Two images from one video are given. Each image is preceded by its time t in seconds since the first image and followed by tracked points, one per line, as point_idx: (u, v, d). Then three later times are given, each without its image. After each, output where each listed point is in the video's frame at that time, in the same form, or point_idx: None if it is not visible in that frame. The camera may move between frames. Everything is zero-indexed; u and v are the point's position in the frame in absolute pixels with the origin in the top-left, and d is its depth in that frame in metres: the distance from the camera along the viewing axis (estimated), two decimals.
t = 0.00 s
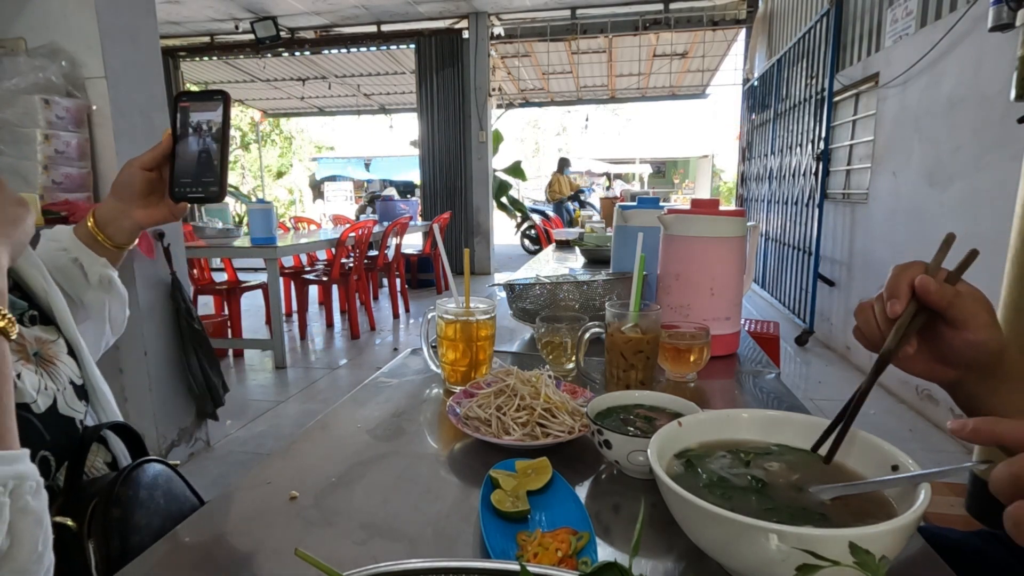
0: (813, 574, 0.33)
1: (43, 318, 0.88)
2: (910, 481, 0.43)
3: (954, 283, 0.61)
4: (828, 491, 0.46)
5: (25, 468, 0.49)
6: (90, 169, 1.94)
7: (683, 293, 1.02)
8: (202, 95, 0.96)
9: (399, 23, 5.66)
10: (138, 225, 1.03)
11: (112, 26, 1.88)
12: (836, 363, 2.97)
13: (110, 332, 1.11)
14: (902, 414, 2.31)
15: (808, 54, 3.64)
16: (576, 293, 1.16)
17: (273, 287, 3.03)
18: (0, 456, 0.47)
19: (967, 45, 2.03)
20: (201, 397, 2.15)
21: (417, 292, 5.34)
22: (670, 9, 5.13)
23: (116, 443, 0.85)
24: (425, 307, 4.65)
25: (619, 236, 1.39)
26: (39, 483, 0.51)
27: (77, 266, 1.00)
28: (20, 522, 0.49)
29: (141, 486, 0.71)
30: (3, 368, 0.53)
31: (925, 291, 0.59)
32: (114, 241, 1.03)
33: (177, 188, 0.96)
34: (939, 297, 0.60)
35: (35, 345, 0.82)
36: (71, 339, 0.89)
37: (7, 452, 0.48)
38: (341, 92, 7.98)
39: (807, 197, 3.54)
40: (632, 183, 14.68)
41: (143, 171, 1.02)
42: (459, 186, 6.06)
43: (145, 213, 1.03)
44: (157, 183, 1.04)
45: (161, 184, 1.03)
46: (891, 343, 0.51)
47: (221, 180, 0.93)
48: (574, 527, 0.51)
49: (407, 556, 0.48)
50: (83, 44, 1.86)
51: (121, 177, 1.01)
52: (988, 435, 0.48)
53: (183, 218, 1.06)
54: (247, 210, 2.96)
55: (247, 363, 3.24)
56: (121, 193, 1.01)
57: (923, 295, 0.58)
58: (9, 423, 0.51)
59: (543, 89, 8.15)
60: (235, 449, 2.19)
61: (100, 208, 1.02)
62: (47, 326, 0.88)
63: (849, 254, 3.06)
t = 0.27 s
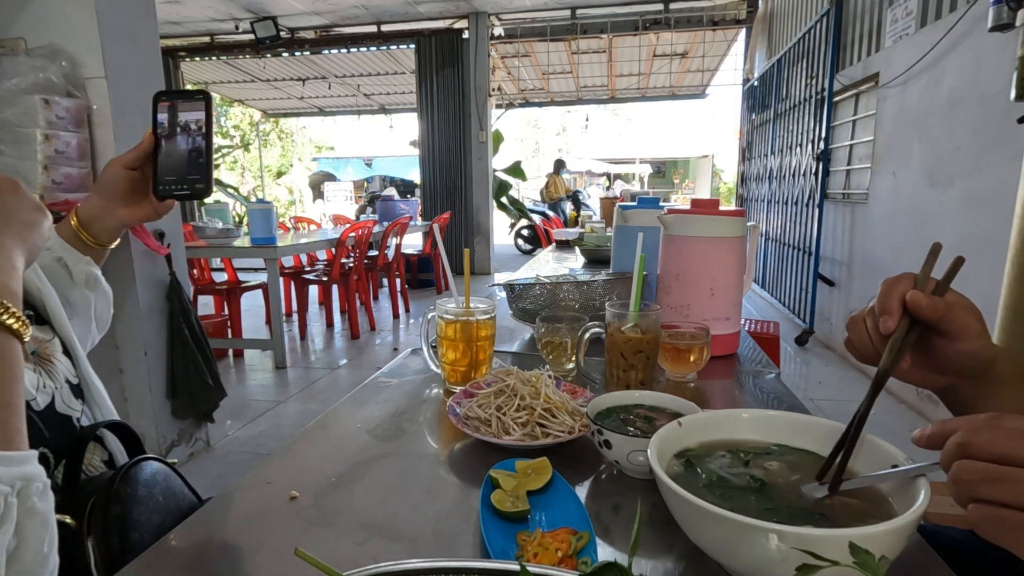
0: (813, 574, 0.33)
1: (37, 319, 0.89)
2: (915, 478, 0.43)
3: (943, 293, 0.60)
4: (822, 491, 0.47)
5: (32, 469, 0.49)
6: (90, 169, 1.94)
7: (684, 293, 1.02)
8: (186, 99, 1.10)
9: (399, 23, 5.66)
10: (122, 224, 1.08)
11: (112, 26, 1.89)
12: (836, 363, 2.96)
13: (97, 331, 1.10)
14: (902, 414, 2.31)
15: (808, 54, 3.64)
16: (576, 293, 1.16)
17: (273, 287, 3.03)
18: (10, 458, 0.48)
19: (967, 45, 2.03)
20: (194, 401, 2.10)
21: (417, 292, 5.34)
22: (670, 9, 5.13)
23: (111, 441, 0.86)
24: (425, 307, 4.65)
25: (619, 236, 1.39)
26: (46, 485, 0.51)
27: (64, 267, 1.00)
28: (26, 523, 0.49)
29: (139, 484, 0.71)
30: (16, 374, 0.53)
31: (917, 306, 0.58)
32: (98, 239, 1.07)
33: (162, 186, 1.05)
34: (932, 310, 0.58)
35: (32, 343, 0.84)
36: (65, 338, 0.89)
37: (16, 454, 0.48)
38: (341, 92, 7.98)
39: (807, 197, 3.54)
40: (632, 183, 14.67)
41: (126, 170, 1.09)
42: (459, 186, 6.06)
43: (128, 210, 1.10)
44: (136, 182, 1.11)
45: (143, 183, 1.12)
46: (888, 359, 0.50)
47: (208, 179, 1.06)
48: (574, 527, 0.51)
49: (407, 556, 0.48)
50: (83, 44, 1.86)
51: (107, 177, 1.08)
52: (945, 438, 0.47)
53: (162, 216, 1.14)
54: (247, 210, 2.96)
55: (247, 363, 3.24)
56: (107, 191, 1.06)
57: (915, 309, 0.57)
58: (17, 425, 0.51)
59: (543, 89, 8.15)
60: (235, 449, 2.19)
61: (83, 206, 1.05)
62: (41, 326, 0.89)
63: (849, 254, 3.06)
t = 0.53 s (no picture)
0: (812, 573, 0.33)
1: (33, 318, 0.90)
2: (919, 483, 0.43)
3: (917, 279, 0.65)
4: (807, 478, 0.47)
5: (35, 470, 0.49)
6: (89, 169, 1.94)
7: (684, 293, 1.02)
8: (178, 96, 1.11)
9: (399, 23, 5.66)
10: (111, 221, 1.09)
11: (112, 26, 1.89)
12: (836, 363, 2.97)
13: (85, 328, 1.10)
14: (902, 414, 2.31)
15: (808, 54, 3.64)
16: (576, 293, 1.16)
17: (273, 286, 3.03)
18: (13, 458, 0.48)
19: (967, 45, 2.03)
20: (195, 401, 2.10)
21: (417, 292, 5.35)
22: (670, 9, 5.13)
23: (109, 440, 0.86)
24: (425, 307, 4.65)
25: (619, 236, 1.39)
26: (48, 486, 0.51)
27: (54, 265, 1.00)
28: (29, 523, 0.49)
29: (138, 481, 0.71)
30: (19, 376, 0.53)
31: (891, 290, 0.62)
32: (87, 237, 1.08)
33: (153, 185, 1.08)
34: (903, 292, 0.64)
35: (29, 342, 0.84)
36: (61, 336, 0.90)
37: (19, 454, 0.48)
38: (341, 92, 7.98)
39: (807, 197, 3.54)
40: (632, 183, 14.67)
41: (116, 169, 1.10)
42: (459, 186, 6.06)
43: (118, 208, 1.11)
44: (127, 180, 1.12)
45: (133, 181, 1.13)
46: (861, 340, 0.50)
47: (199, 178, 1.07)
48: (574, 527, 0.51)
49: (407, 556, 0.48)
50: (83, 44, 1.86)
51: (94, 175, 1.08)
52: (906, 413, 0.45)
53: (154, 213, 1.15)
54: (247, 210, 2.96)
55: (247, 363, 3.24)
56: (96, 191, 1.07)
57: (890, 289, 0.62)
58: (21, 425, 0.51)
59: (543, 89, 8.15)
60: (235, 449, 2.19)
61: (71, 204, 1.04)
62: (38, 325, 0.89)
63: (849, 254, 3.06)
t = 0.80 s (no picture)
0: (813, 574, 0.33)
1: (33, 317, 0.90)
2: (919, 482, 0.42)
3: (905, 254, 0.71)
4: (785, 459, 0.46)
5: (38, 470, 0.49)
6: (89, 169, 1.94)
7: (684, 293, 1.02)
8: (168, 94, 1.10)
9: (399, 23, 5.66)
10: (102, 220, 1.09)
11: (111, 26, 1.89)
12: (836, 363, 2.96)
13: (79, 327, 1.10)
14: (901, 413, 2.31)
15: (808, 54, 3.64)
16: (576, 293, 1.16)
17: (273, 286, 3.03)
18: (15, 459, 0.48)
19: (966, 46, 2.03)
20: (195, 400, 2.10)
21: (417, 292, 5.34)
22: (670, 9, 5.13)
23: (109, 439, 0.86)
24: (425, 307, 4.65)
25: (619, 236, 1.39)
26: (51, 487, 0.51)
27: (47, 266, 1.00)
28: (32, 523, 0.49)
29: (137, 481, 0.71)
30: (24, 376, 0.53)
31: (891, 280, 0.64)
32: (79, 235, 1.09)
33: (145, 183, 1.06)
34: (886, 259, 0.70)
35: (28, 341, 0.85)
36: (61, 336, 0.91)
37: (22, 455, 0.48)
38: (341, 92, 7.98)
39: (807, 197, 3.55)
40: (632, 183, 14.67)
41: (109, 166, 1.09)
42: (459, 186, 6.06)
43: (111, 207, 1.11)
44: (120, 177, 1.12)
45: (126, 179, 1.12)
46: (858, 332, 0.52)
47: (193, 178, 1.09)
48: (574, 527, 0.51)
49: (407, 556, 0.48)
50: (83, 44, 1.86)
51: (87, 172, 1.07)
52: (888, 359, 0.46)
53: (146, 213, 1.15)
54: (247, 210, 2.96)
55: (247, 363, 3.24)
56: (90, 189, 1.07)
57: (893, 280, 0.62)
58: (24, 426, 0.51)
59: (543, 89, 8.15)
60: (235, 449, 2.19)
61: (64, 202, 1.05)
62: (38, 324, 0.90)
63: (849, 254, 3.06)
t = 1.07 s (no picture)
0: (814, 574, 0.33)
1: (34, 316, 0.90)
2: (920, 483, 0.42)
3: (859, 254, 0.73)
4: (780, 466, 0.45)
5: (40, 471, 0.49)
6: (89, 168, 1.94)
7: (684, 293, 1.02)
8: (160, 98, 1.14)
9: (399, 23, 5.67)
10: (101, 221, 1.07)
11: (112, 26, 1.89)
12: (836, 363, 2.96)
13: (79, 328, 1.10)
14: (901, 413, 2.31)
15: (808, 54, 3.64)
16: (576, 293, 1.16)
17: (273, 286, 3.03)
18: (17, 459, 0.48)
19: (967, 46, 2.03)
20: (196, 399, 2.12)
21: (417, 292, 5.35)
22: (670, 9, 5.13)
23: (109, 439, 0.85)
24: (425, 307, 4.65)
25: (619, 236, 1.39)
26: (52, 488, 0.51)
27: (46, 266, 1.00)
28: (33, 524, 0.49)
29: (136, 481, 0.71)
30: (27, 376, 0.53)
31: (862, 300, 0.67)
32: (78, 236, 1.07)
33: (145, 183, 1.07)
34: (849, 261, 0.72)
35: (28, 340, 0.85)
36: (63, 336, 0.92)
37: (23, 456, 0.48)
38: (341, 92, 7.99)
39: (807, 197, 3.54)
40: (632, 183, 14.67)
41: (107, 167, 1.08)
42: (459, 186, 6.07)
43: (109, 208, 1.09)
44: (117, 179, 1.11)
45: (122, 182, 1.11)
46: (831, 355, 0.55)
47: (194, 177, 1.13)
48: (574, 527, 0.51)
49: (407, 556, 0.48)
50: (83, 44, 1.86)
51: (83, 173, 1.06)
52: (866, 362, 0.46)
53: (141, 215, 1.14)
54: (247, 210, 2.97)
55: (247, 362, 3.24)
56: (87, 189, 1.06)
57: (851, 307, 0.65)
58: (27, 426, 0.51)
59: (543, 89, 8.15)
60: (235, 449, 2.19)
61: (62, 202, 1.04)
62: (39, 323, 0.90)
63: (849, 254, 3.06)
